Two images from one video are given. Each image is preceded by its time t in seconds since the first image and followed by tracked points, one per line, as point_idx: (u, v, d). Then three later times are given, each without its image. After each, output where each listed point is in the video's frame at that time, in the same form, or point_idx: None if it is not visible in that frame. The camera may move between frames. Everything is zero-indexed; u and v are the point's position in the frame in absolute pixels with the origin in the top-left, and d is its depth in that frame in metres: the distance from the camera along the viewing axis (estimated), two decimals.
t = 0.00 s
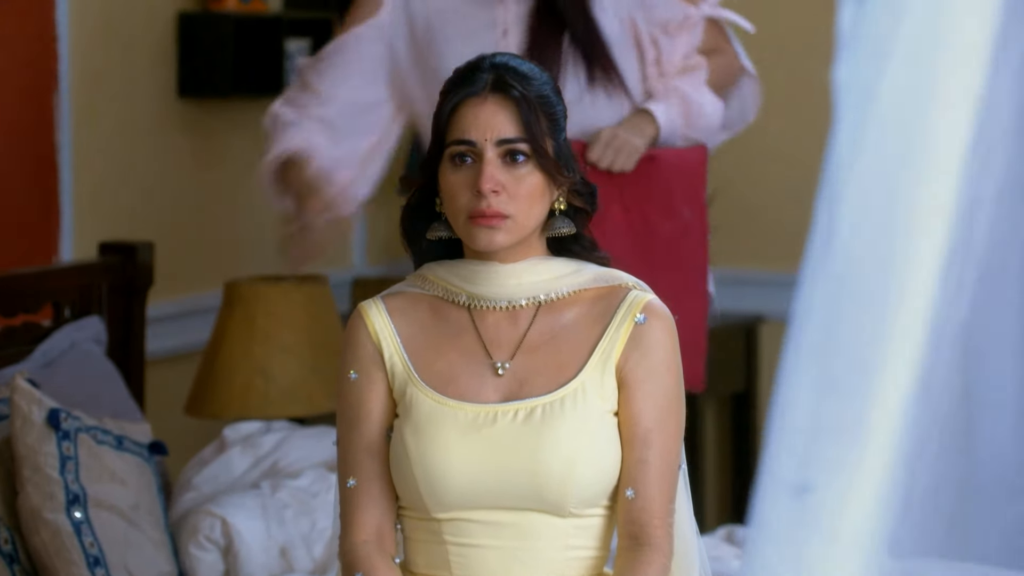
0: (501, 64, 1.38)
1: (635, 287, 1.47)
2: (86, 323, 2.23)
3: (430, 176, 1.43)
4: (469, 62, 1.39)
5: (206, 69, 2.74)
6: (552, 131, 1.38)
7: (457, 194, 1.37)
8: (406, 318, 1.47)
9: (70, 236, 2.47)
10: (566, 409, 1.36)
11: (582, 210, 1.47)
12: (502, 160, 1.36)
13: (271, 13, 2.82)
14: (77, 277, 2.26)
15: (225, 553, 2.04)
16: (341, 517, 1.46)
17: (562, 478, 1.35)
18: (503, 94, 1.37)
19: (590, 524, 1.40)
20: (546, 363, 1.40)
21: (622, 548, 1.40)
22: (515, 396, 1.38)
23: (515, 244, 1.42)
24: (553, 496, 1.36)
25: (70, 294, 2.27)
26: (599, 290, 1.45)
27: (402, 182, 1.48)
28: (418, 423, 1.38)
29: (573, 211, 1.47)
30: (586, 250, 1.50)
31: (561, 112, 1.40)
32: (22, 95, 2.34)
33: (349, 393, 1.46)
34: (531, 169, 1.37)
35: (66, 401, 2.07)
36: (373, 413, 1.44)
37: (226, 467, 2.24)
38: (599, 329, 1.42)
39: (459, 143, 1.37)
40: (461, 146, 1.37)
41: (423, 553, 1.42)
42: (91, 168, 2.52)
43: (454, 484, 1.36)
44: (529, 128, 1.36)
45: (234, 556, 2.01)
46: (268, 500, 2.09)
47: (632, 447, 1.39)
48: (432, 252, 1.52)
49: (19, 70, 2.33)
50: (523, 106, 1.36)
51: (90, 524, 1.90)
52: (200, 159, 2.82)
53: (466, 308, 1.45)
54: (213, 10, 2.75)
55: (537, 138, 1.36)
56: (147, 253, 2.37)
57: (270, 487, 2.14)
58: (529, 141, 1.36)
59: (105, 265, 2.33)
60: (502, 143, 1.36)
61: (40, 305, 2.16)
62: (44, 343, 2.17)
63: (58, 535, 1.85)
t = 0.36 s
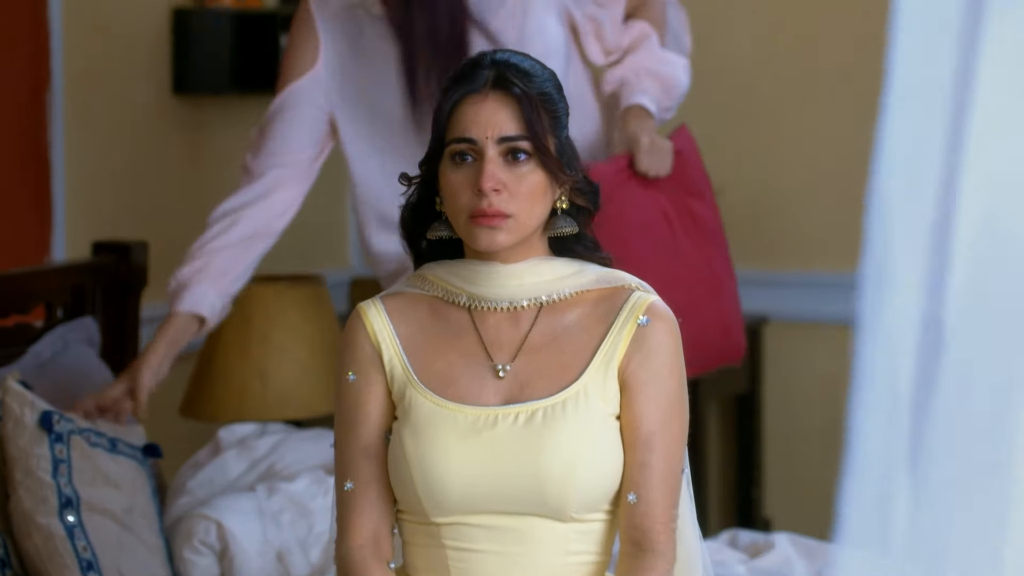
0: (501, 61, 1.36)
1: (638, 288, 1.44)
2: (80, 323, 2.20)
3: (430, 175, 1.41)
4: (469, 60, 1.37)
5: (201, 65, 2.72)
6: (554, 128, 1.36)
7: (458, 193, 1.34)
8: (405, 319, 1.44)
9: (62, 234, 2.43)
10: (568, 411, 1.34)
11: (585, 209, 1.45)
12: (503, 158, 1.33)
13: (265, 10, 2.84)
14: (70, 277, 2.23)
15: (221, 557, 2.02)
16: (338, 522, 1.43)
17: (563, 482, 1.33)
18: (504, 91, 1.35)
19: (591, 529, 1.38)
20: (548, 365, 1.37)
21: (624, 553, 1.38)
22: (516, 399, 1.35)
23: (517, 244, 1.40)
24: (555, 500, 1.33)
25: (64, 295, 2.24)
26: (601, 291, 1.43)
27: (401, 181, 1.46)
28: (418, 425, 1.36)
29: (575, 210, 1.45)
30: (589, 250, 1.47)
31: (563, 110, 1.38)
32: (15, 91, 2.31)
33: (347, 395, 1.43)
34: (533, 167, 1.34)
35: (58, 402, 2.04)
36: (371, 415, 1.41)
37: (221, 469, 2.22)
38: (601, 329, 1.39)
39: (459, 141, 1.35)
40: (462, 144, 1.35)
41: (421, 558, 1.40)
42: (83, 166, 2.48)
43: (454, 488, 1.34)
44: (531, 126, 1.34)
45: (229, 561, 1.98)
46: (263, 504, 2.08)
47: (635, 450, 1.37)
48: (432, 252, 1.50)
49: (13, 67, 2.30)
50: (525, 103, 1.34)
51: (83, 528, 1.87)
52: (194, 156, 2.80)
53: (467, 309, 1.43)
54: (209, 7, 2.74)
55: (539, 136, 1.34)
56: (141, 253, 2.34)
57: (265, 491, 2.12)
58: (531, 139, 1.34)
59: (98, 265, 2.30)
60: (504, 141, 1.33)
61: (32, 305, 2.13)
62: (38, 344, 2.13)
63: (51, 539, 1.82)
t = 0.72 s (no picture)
0: (502, 58, 1.34)
1: (641, 288, 1.43)
2: (75, 324, 2.18)
3: (430, 174, 1.39)
4: (469, 57, 1.36)
5: (195, 61, 2.70)
6: (555, 127, 1.34)
7: (458, 192, 1.33)
8: (406, 320, 1.43)
9: (56, 234, 2.40)
10: (570, 412, 1.32)
11: (586, 208, 1.43)
12: (503, 157, 1.32)
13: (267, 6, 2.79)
14: (63, 277, 2.20)
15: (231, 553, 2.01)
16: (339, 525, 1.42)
17: (565, 484, 1.31)
18: (504, 89, 1.33)
19: (594, 531, 1.36)
20: (550, 366, 1.36)
21: (626, 557, 1.36)
22: (518, 399, 1.34)
23: (518, 243, 1.38)
24: (557, 502, 1.32)
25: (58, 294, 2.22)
26: (604, 291, 1.41)
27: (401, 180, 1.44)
28: (418, 426, 1.34)
29: (576, 209, 1.43)
30: (591, 250, 1.46)
31: (564, 108, 1.36)
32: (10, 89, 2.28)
33: (348, 397, 1.41)
34: (533, 166, 1.33)
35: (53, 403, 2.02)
36: (372, 418, 1.40)
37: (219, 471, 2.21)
38: (603, 330, 1.38)
39: (458, 139, 1.33)
40: (461, 143, 1.33)
41: (422, 561, 1.38)
42: (77, 167, 2.45)
43: (455, 490, 1.32)
44: (531, 124, 1.32)
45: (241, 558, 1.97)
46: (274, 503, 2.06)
47: (637, 451, 1.35)
48: (433, 253, 1.48)
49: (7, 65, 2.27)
50: (524, 102, 1.33)
51: (71, 539, 1.90)
52: (189, 155, 2.78)
53: (468, 309, 1.41)
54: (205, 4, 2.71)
55: (539, 134, 1.32)
56: (137, 253, 2.31)
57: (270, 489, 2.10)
58: (530, 138, 1.32)
59: (92, 266, 2.27)
60: (503, 139, 1.32)
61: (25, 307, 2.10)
62: (33, 344, 2.11)
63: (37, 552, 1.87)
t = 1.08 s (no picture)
0: (505, 55, 1.33)
1: (642, 288, 1.41)
2: (70, 324, 2.10)
3: (430, 170, 1.38)
4: (471, 53, 1.34)
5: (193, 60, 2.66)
6: (557, 125, 1.33)
7: (457, 189, 1.31)
8: (405, 319, 1.41)
9: (51, 231, 2.31)
10: (569, 413, 1.31)
11: (587, 208, 1.41)
12: (504, 154, 1.31)
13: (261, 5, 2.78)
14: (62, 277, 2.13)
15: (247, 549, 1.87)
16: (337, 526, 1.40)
17: (565, 485, 1.30)
18: (506, 85, 1.32)
19: (593, 533, 1.35)
20: (549, 366, 1.34)
21: (626, 560, 1.34)
22: (518, 400, 1.32)
23: (518, 242, 1.37)
24: (556, 503, 1.30)
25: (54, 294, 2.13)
26: (604, 291, 1.40)
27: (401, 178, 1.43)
28: (417, 427, 1.33)
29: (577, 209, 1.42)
30: (591, 250, 1.44)
31: (567, 106, 1.35)
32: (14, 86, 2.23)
33: (346, 397, 1.39)
34: (534, 164, 1.31)
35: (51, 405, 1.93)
36: (370, 418, 1.38)
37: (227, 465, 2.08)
38: (604, 331, 1.36)
39: (459, 136, 1.32)
40: (462, 139, 1.32)
41: (420, 564, 1.37)
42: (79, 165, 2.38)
43: (454, 492, 1.31)
44: (533, 121, 1.31)
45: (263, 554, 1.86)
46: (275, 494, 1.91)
47: (637, 452, 1.34)
48: (432, 251, 1.46)
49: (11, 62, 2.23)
50: (526, 99, 1.31)
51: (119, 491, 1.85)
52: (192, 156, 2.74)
53: (467, 309, 1.40)
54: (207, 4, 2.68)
55: (540, 132, 1.31)
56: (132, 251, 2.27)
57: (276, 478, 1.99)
58: (532, 135, 1.31)
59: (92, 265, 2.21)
60: (504, 136, 1.30)
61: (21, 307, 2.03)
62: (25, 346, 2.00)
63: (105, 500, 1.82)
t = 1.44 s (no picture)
0: (504, 52, 1.31)
1: (644, 287, 1.39)
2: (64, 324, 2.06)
3: (428, 168, 1.36)
4: (470, 50, 1.32)
5: (189, 56, 2.53)
6: (557, 122, 1.31)
7: (457, 188, 1.30)
8: (404, 319, 1.39)
9: (46, 232, 2.28)
10: (569, 415, 1.29)
11: (588, 206, 1.40)
12: (504, 152, 1.29)
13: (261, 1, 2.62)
14: (53, 277, 2.11)
15: None
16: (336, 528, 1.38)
17: (566, 487, 1.28)
18: (506, 83, 1.30)
19: (595, 535, 1.33)
20: (549, 366, 1.33)
21: (630, 561, 1.32)
22: (518, 400, 1.31)
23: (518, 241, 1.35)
24: (557, 506, 1.29)
25: (48, 293, 2.10)
26: (606, 291, 1.38)
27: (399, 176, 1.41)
28: (416, 429, 1.31)
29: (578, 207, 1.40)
30: (592, 249, 1.43)
31: (567, 103, 1.33)
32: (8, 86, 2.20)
33: (344, 400, 1.38)
34: (534, 163, 1.30)
35: (44, 408, 1.91)
36: (368, 419, 1.36)
37: (206, 489, 1.97)
38: (605, 331, 1.34)
39: (458, 134, 1.30)
40: (462, 137, 1.30)
41: (420, 567, 1.35)
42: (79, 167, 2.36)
43: (454, 495, 1.29)
44: (533, 118, 1.29)
45: None
46: (254, 521, 1.85)
47: (640, 453, 1.32)
48: (430, 251, 1.44)
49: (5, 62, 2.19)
50: (526, 96, 1.29)
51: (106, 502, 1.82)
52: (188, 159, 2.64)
53: (466, 309, 1.38)
54: None
55: (541, 130, 1.29)
56: (127, 252, 2.22)
57: (256, 505, 1.89)
58: (531, 133, 1.29)
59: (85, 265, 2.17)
60: (504, 134, 1.29)
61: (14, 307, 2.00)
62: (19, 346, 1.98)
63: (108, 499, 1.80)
